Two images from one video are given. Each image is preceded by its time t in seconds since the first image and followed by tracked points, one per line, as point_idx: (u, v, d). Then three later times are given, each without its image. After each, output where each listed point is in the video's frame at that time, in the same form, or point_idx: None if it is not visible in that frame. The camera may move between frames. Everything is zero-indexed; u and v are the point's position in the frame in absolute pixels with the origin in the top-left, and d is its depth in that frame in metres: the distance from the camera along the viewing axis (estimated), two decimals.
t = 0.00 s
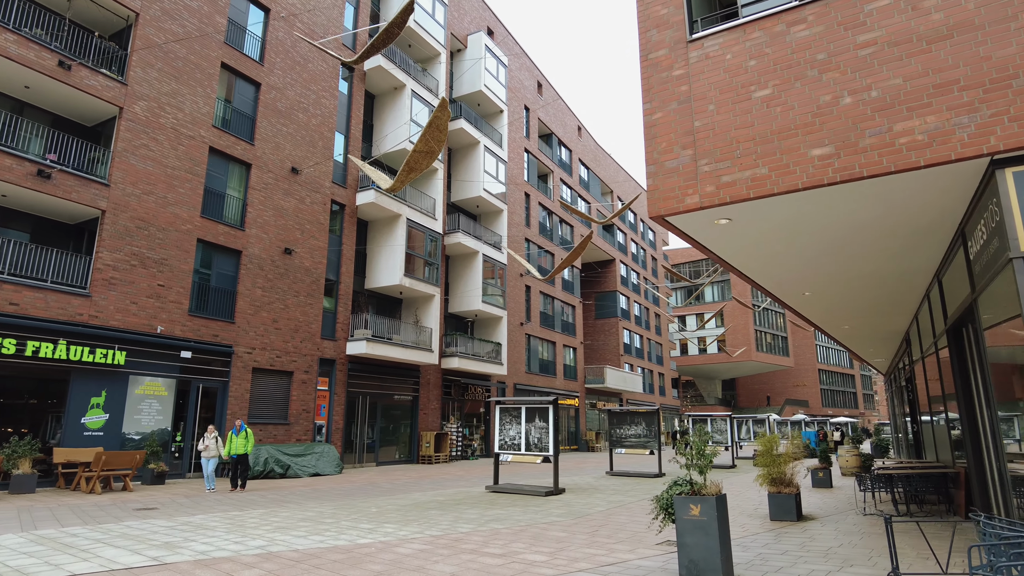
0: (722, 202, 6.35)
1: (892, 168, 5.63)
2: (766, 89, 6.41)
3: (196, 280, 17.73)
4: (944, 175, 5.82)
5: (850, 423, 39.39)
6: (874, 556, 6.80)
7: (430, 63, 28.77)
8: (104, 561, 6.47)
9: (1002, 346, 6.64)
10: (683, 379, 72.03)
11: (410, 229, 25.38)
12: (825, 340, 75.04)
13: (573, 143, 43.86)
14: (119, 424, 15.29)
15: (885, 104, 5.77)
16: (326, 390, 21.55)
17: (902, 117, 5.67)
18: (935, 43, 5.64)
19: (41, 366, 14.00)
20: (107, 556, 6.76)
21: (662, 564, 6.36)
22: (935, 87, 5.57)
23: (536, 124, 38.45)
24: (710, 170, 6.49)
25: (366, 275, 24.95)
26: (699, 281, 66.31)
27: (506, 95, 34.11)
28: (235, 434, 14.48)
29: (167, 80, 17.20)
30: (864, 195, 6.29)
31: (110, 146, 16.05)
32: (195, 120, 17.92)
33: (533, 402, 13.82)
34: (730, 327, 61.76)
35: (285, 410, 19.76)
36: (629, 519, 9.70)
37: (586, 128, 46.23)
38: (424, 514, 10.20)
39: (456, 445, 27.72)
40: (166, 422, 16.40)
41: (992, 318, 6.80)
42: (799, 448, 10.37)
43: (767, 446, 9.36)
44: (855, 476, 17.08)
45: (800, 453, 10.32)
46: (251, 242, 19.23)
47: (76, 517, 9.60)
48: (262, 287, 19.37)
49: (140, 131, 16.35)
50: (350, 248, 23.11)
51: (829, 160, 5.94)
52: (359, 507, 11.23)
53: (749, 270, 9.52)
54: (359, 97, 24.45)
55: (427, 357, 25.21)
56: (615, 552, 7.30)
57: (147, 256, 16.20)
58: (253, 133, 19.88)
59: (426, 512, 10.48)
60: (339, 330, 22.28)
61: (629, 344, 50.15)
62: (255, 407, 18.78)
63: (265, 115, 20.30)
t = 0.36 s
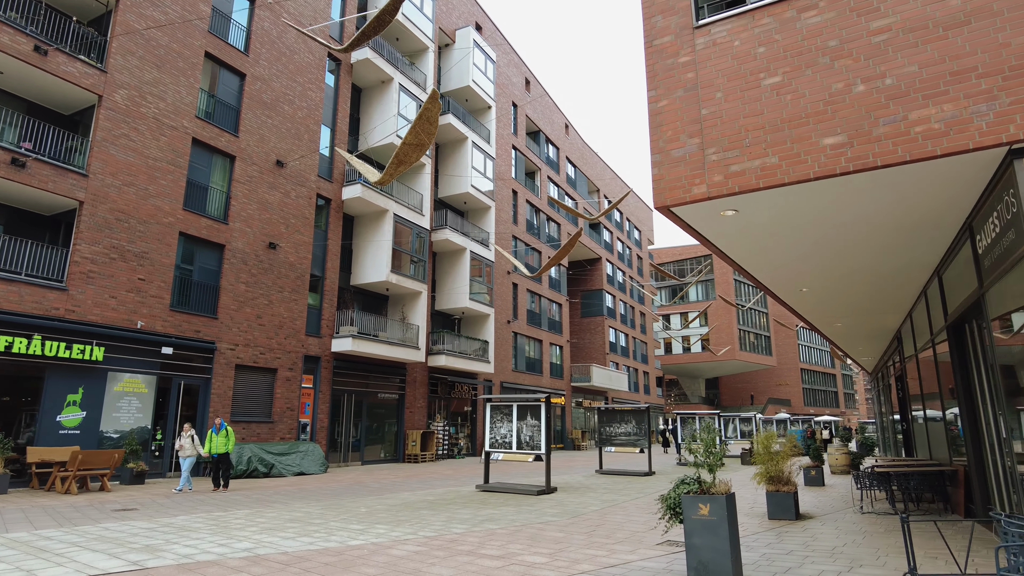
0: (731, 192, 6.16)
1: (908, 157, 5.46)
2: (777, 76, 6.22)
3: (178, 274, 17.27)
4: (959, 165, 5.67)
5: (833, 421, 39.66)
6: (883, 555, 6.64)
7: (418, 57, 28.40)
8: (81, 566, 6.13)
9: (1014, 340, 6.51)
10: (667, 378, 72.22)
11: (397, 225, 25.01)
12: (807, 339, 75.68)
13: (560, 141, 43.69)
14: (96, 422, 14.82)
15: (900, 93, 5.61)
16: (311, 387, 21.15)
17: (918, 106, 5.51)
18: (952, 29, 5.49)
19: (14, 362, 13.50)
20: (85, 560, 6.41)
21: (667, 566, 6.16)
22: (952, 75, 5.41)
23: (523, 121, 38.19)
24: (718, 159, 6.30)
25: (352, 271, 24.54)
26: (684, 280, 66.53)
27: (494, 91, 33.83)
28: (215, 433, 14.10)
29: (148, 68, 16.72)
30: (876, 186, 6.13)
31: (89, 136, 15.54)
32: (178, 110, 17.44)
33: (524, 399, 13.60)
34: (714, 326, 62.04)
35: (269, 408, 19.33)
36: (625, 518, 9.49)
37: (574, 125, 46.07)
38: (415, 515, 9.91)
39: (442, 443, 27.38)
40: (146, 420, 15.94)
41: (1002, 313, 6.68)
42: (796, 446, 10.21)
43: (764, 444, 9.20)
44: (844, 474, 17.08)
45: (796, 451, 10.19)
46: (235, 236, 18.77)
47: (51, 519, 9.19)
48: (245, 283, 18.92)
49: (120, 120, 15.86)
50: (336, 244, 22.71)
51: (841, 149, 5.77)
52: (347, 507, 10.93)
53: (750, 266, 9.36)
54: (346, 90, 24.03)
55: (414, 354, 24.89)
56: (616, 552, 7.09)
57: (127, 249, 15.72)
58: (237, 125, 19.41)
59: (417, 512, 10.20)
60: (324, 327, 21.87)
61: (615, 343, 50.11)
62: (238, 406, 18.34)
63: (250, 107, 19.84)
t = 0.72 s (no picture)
0: (737, 185, 5.99)
1: (920, 152, 5.33)
2: (783, 68, 6.08)
3: (154, 269, 16.73)
4: (972, 158, 5.54)
5: (812, 422, 40.05)
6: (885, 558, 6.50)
7: (402, 52, 28.03)
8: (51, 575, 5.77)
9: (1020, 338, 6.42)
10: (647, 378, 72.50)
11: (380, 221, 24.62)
12: (785, 340, 76.48)
13: (544, 140, 43.53)
14: (67, 421, 14.28)
15: (911, 85, 5.48)
16: (291, 386, 20.70)
17: (930, 99, 5.38)
18: (964, 21, 5.37)
19: None
20: (55, 568, 6.04)
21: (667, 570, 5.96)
22: (964, 68, 5.30)
23: (508, 118, 37.94)
24: (723, 152, 6.14)
25: (333, 268, 24.11)
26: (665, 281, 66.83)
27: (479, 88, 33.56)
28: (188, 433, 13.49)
29: (125, 56, 16.17)
30: (884, 182, 6.00)
31: (62, 124, 14.97)
32: (156, 100, 16.92)
33: (511, 398, 13.38)
34: (694, 326, 62.39)
35: (248, 407, 18.87)
36: (618, 520, 9.30)
37: (558, 124, 45.96)
38: (402, 517, 9.63)
39: (424, 444, 27.04)
40: (120, 420, 15.41)
41: (1006, 311, 6.58)
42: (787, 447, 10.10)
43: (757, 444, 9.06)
44: (829, 474, 17.13)
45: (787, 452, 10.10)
46: (214, 231, 18.27)
47: (19, 523, 8.75)
48: (224, 278, 18.42)
49: (95, 108, 15.32)
50: (317, 240, 22.27)
51: (851, 143, 5.62)
52: (331, 509, 10.60)
53: (745, 264, 9.23)
54: (330, 83, 23.60)
55: (396, 353, 24.49)
56: (613, 556, 6.88)
57: (101, 242, 15.18)
58: (217, 116, 18.91)
59: (404, 514, 9.90)
60: (305, 324, 21.41)
61: (597, 342, 50.10)
62: (216, 404, 17.86)
63: (231, 98, 19.34)
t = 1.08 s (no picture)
0: (737, 174, 5.83)
1: (926, 142, 5.21)
2: (785, 55, 5.94)
3: (124, 260, 16.11)
4: (977, 149, 5.44)
5: (785, 419, 40.59)
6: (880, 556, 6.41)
7: (382, 43, 27.57)
8: None
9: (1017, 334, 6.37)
10: (623, 376, 72.87)
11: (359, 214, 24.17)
12: (759, 339, 77.48)
13: (524, 136, 43.32)
14: (30, 418, 13.66)
15: (915, 75, 5.38)
16: (265, 381, 20.20)
17: (936, 88, 5.28)
18: (971, 10, 5.28)
19: None
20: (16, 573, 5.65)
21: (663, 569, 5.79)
22: (971, 57, 5.20)
23: (488, 113, 37.64)
24: (723, 140, 5.98)
25: (310, 261, 23.60)
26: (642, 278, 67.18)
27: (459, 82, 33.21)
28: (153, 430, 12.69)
29: (95, 37, 15.54)
30: (886, 173, 5.89)
31: (26, 107, 14.30)
32: (128, 84, 16.31)
33: (495, 395, 13.15)
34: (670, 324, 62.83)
35: (220, 404, 18.35)
36: (605, 518, 9.13)
37: (538, 121, 45.78)
38: (385, 516, 9.34)
39: (401, 441, 26.68)
40: (86, 416, 14.81)
41: (1003, 308, 6.53)
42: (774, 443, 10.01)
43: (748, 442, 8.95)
44: (808, 471, 17.24)
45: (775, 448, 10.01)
46: (186, 221, 17.70)
47: None
48: (197, 271, 17.86)
49: (62, 92, 14.68)
50: (293, 232, 21.75)
51: (855, 132, 5.50)
52: (309, 507, 10.27)
53: (736, 258, 9.11)
54: (308, 72, 23.08)
55: (374, 349, 24.09)
56: (605, 556, 6.69)
57: (68, 231, 14.57)
58: (192, 103, 18.33)
59: (386, 513, 9.62)
60: (280, 319, 20.90)
61: (574, 340, 50.11)
62: (187, 400, 17.32)
63: (206, 85, 18.75)
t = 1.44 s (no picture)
0: (749, 167, 5.63)
1: (945, 135, 5.03)
2: (798, 45, 5.76)
3: (102, 256, 15.60)
4: (995, 144, 5.28)
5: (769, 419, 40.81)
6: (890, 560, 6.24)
7: (370, 37, 27.17)
8: None
9: None
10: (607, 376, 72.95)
11: (345, 210, 23.75)
12: (742, 340, 77.97)
13: (511, 134, 43.07)
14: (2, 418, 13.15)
15: (934, 66, 5.21)
16: (248, 381, 19.73)
17: (956, 80, 5.11)
18: None
19: None
20: None
21: None
22: (992, 48, 5.04)
23: (476, 111, 37.32)
24: (734, 132, 5.78)
25: (294, 258, 23.15)
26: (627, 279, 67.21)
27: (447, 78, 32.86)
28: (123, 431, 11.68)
29: (72, 24, 15.02)
30: (900, 168, 5.71)
31: None
32: (106, 74, 15.80)
33: (486, 395, 12.87)
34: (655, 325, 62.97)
35: (202, 403, 17.89)
36: (602, 522, 8.90)
37: (525, 119, 45.53)
38: (375, 520, 9.04)
39: (387, 441, 26.29)
40: (62, 416, 14.31)
41: (1014, 307, 6.39)
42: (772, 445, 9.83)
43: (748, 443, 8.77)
44: (798, 472, 17.17)
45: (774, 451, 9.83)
46: (167, 216, 17.21)
47: None
48: (178, 267, 17.38)
49: (37, 80, 14.16)
50: (278, 228, 21.29)
51: (871, 124, 5.31)
52: (296, 511, 9.94)
53: (737, 256, 8.93)
54: (294, 66, 22.63)
55: (359, 347, 23.69)
56: (608, 562, 6.45)
57: (42, 225, 14.05)
58: (175, 96, 17.86)
59: (376, 517, 9.32)
60: (263, 317, 20.45)
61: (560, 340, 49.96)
62: (167, 400, 16.84)
63: (188, 76, 18.26)
